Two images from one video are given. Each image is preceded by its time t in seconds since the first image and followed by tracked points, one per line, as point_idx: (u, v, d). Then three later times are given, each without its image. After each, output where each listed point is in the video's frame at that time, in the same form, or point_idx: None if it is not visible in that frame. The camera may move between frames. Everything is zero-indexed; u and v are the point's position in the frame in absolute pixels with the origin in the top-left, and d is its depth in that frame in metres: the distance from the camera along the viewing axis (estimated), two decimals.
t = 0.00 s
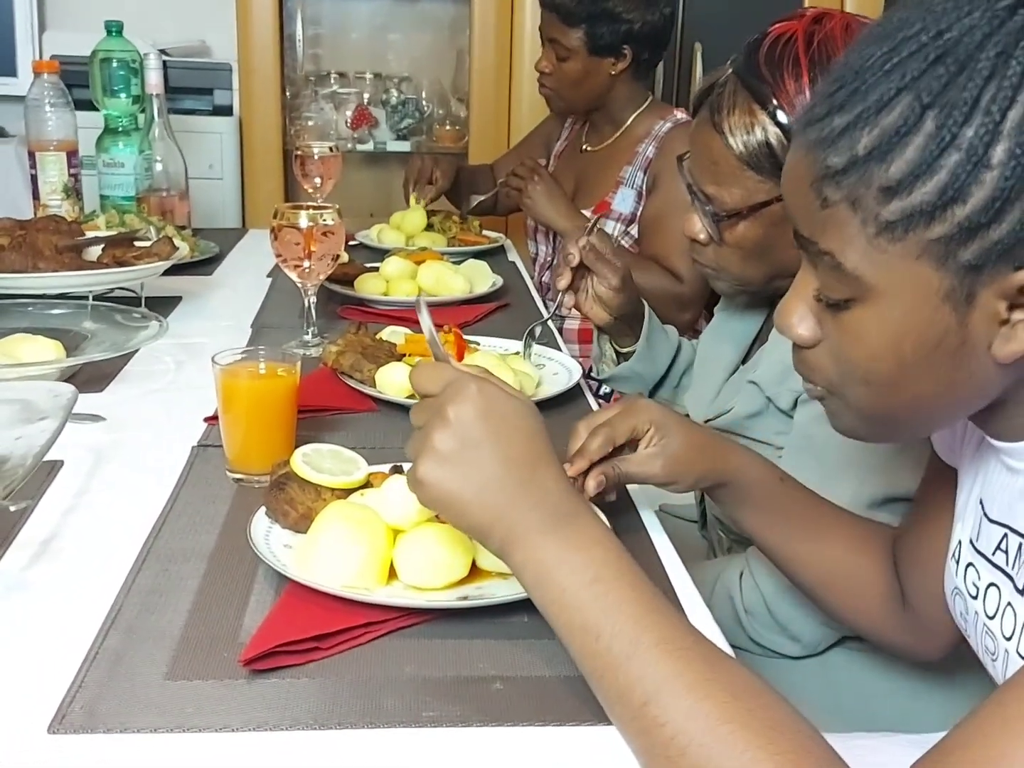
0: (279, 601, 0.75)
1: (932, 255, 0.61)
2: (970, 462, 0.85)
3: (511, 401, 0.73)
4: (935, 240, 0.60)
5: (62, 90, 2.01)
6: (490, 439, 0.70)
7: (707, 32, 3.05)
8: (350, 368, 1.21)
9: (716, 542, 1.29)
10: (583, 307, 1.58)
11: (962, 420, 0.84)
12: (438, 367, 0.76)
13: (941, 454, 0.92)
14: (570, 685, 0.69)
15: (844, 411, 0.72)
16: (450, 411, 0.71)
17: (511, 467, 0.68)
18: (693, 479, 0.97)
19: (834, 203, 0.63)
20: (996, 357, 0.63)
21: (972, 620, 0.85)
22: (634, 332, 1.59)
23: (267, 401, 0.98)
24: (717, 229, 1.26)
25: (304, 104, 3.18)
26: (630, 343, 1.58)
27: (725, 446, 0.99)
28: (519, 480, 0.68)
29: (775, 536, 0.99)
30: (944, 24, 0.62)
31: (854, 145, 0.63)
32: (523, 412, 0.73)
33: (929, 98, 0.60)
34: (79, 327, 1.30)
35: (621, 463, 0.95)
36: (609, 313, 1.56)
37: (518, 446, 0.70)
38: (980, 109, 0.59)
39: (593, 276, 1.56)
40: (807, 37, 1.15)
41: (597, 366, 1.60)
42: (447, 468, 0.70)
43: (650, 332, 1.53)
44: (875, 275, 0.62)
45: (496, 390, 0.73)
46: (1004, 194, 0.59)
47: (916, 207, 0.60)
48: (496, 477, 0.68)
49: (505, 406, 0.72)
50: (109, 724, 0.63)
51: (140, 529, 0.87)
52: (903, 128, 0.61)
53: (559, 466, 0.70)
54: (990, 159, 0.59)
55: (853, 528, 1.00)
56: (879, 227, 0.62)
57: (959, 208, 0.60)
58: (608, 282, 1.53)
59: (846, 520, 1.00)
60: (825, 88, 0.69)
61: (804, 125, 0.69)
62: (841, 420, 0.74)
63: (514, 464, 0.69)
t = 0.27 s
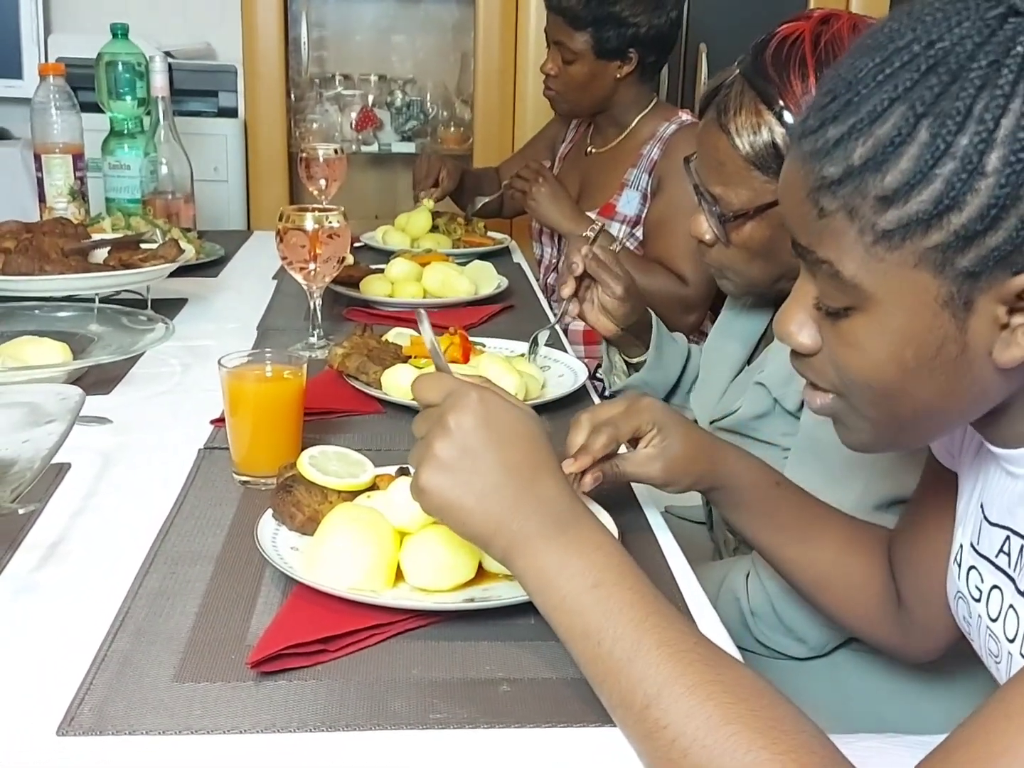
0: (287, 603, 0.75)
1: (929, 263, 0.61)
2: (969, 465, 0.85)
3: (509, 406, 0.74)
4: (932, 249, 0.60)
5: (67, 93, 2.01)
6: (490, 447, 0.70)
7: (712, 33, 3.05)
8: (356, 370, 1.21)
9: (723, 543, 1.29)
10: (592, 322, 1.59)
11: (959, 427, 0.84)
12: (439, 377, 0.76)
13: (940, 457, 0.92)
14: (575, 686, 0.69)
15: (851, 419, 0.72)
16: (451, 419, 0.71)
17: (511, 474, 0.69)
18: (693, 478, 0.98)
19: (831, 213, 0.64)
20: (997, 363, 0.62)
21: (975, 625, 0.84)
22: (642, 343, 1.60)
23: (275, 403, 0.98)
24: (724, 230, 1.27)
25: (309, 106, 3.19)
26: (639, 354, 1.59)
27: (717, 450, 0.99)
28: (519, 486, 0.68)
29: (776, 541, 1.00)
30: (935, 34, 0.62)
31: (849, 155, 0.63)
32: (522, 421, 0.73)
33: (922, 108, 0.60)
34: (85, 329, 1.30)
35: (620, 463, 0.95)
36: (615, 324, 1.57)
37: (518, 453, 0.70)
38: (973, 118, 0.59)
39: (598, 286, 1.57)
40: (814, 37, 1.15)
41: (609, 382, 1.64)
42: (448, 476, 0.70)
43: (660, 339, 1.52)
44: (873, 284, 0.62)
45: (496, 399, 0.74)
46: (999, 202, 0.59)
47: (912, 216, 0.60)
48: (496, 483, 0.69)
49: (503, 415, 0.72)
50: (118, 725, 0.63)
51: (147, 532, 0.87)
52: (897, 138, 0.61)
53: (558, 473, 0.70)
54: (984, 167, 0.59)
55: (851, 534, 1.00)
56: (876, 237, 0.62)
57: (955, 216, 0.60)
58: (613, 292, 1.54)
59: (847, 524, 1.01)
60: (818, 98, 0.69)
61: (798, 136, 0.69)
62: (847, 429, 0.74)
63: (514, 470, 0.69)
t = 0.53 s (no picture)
0: (294, 606, 0.75)
1: (933, 270, 0.61)
2: (976, 468, 0.84)
3: (512, 413, 0.73)
4: (936, 256, 0.60)
5: (74, 95, 2.02)
6: (495, 452, 0.70)
7: (717, 34, 3.05)
8: (363, 373, 1.21)
9: (729, 545, 1.29)
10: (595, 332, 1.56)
11: (967, 429, 0.84)
12: (445, 384, 0.76)
13: (945, 459, 0.91)
14: (582, 689, 0.69)
15: (853, 424, 0.72)
16: (456, 425, 0.71)
17: (516, 479, 0.69)
18: (700, 480, 0.98)
19: (834, 221, 0.63)
20: (1002, 368, 0.62)
21: (982, 628, 0.84)
22: (646, 348, 1.58)
23: (282, 406, 0.98)
24: (731, 231, 1.27)
25: (314, 108, 3.19)
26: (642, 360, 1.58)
27: (720, 450, 0.99)
28: (525, 491, 0.68)
29: (783, 545, 0.99)
30: (935, 41, 0.62)
31: (851, 164, 0.63)
32: (528, 426, 0.73)
33: (924, 116, 0.60)
34: (92, 331, 1.30)
35: (625, 468, 0.95)
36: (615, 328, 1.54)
37: (523, 458, 0.70)
38: (975, 125, 0.59)
39: (593, 292, 1.54)
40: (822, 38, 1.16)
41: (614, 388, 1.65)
42: (454, 483, 0.70)
43: (661, 342, 1.52)
44: (878, 292, 0.62)
45: (501, 405, 0.74)
46: (1002, 208, 0.59)
47: (916, 223, 0.60)
48: (502, 488, 0.68)
49: (508, 421, 0.72)
50: (126, 728, 0.63)
51: (154, 535, 0.87)
52: (899, 146, 0.61)
53: (564, 477, 0.70)
54: (987, 173, 0.59)
55: (858, 537, 1.00)
56: (880, 245, 0.62)
57: (958, 223, 0.60)
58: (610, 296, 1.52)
59: (854, 527, 1.01)
60: (818, 106, 0.69)
61: (799, 144, 0.69)
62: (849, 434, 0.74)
63: (520, 475, 0.69)
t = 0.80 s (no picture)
0: (306, 604, 0.75)
1: (945, 271, 0.60)
2: (990, 467, 0.84)
3: (526, 411, 0.73)
4: (948, 257, 0.60)
5: (82, 93, 2.02)
6: (508, 451, 0.70)
7: (725, 32, 3.04)
8: (372, 371, 1.21)
9: (739, 544, 1.29)
10: (598, 340, 1.53)
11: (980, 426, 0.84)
12: (457, 382, 0.76)
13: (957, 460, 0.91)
14: (594, 689, 0.68)
15: (869, 426, 0.72)
16: (470, 424, 0.71)
17: (530, 477, 0.69)
18: (711, 478, 0.98)
19: (846, 224, 0.63)
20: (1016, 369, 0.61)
21: (996, 627, 0.83)
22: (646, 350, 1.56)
23: (292, 404, 0.98)
24: (741, 229, 1.27)
25: (321, 106, 3.19)
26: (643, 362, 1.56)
27: (732, 449, 0.99)
28: (539, 489, 0.68)
29: (795, 544, 0.99)
30: (944, 42, 0.61)
31: (862, 166, 0.63)
32: (542, 424, 0.73)
33: (934, 117, 0.60)
34: (101, 329, 1.30)
35: (635, 473, 0.95)
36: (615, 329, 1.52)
37: (536, 456, 0.70)
38: (985, 125, 0.59)
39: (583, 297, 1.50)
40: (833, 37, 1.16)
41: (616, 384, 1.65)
42: (467, 482, 0.70)
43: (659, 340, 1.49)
44: (889, 294, 0.62)
45: (514, 402, 0.74)
46: (1013, 208, 0.58)
47: (927, 224, 0.60)
48: (516, 487, 0.68)
49: (520, 420, 0.72)
50: (140, 726, 0.63)
51: (165, 532, 0.87)
52: (909, 148, 0.61)
53: (577, 475, 0.70)
54: (998, 173, 0.58)
55: (870, 538, 0.99)
56: (892, 246, 0.61)
57: (970, 223, 0.59)
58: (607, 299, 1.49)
59: (868, 525, 1.00)
60: (828, 107, 0.69)
61: (810, 146, 0.69)
62: (866, 435, 0.73)
63: (534, 474, 0.69)
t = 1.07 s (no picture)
0: (314, 604, 0.75)
1: (949, 276, 0.60)
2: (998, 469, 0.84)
3: (535, 410, 0.73)
4: (950, 262, 0.60)
5: (88, 93, 2.02)
6: (516, 452, 0.70)
7: (729, 32, 3.04)
8: (378, 371, 1.21)
9: (744, 546, 1.29)
10: (605, 346, 1.55)
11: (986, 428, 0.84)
12: (465, 382, 0.76)
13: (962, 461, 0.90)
14: (601, 689, 0.69)
15: (876, 432, 0.72)
16: (478, 425, 0.71)
17: (540, 477, 0.69)
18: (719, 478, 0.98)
19: (849, 230, 0.64)
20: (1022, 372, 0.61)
21: (1003, 629, 0.83)
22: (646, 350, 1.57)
23: (300, 405, 0.98)
24: (745, 231, 1.27)
25: (325, 106, 3.19)
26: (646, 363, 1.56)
27: (739, 450, 0.99)
28: (548, 490, 0.68)
29: (802, 543, 0.99)
30: (943, 47, 0.61)
31: (864, 172, 0.63)
32: (551, 426, 0.73)
33: (934, 122, 0.60)
34: (108, 329, 1.30)
35: (644, 477, 0.95)
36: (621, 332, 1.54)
37: (545, 457, 0.70)
38: (985, 130, 0.59)
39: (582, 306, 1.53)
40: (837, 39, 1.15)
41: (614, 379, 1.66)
42: (475, 483, 0.70)
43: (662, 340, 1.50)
44: (893, 299, 0.62)
45: (521, 402, 0.74)
46: (1015, 212, 0.58)
47: (929, 229, 0.60)
48: (525, 487, 0.68)
49: (526, 421, 0.72)
50: (149, 725, 0.63)
51: (173, 532, 0.88)
52: (910, 153, 0.61)
53: (586, 476, 0.70)
54: (999, 178, 0.58)
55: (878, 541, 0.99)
56: (895, 251, 0.61)
57: (972, 228, 0.59)
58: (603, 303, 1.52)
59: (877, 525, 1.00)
60: (830, 113, 0.69)
61: (812, 152, 0.69)
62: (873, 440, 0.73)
63: (543, 474, 0.69)
